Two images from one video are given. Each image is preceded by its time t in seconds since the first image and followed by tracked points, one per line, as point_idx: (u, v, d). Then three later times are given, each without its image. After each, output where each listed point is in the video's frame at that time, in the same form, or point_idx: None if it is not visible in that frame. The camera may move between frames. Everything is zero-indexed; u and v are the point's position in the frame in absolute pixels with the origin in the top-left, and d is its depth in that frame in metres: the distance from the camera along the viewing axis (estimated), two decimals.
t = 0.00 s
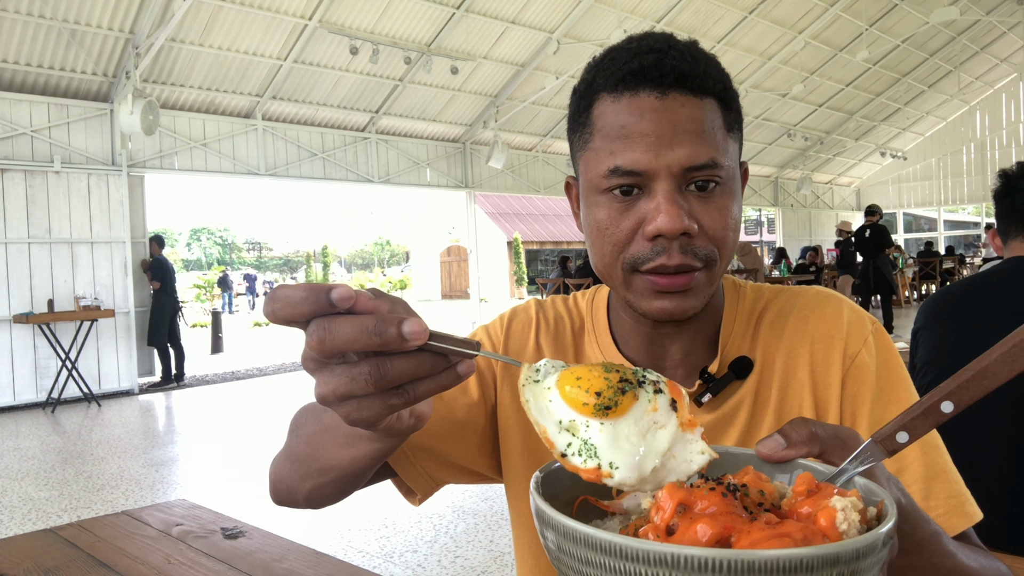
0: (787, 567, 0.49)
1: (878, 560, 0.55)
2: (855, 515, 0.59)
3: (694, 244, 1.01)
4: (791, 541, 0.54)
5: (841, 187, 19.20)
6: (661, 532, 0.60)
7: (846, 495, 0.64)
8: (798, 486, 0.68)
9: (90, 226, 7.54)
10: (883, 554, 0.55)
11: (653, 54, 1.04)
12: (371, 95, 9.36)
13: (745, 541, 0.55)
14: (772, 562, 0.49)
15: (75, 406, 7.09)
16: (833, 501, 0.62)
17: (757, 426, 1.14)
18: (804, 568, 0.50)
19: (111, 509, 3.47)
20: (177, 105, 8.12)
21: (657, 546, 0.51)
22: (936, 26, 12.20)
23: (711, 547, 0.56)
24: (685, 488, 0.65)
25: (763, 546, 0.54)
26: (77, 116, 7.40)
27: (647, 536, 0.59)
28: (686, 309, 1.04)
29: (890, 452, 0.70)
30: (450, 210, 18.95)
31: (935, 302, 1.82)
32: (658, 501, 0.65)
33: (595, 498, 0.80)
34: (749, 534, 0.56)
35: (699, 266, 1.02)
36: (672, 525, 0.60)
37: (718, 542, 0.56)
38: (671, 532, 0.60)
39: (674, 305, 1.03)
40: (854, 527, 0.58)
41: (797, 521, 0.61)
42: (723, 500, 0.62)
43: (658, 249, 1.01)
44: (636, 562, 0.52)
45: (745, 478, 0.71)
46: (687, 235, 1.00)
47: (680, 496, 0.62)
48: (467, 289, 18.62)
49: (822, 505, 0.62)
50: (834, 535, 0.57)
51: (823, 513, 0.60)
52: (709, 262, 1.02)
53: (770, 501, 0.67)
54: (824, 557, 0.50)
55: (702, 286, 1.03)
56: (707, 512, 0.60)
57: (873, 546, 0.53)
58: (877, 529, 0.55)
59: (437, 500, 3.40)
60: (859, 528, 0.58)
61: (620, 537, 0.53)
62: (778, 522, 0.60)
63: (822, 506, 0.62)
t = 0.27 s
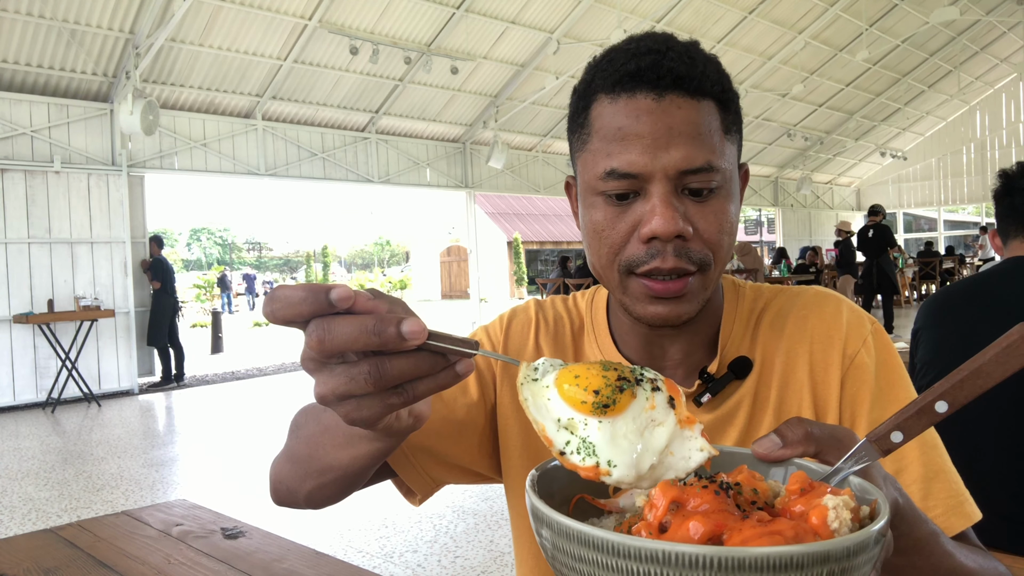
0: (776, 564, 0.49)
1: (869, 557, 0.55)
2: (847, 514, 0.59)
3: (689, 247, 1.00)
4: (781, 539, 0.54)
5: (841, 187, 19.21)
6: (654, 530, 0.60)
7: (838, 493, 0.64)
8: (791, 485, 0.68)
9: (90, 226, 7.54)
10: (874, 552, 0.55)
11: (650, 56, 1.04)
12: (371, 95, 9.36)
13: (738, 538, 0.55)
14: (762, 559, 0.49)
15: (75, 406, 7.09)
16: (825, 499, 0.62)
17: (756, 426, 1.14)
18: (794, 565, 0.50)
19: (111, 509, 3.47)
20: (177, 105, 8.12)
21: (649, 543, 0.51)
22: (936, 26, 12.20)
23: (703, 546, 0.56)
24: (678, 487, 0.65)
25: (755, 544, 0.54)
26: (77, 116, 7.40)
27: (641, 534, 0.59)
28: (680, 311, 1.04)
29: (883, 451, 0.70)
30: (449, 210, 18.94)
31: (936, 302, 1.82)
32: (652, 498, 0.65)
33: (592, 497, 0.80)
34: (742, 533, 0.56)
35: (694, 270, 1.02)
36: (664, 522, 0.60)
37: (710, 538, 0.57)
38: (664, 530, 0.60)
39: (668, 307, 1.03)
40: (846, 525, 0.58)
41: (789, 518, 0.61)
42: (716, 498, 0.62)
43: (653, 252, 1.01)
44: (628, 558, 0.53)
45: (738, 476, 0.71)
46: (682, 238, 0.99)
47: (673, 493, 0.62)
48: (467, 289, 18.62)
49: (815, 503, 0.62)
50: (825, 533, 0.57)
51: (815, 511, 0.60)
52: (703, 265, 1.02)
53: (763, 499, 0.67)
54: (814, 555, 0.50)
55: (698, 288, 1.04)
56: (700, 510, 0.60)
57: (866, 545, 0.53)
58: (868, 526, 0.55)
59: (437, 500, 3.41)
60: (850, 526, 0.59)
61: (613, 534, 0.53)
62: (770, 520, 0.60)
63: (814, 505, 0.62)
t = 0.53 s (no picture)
0: (768, 559, 0.50)
1: (863, 553, 0.55)
2: (841, 509, 0.59)
3: (686, 247, 1.00)
4: (774, 533, 0.54)
5: (841, 187, 19.21)
6: (649, 523, 0.59)
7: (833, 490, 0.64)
8: (786, 481, 0.68)
9: (89, 226, 7.53)
10: (868, 548, 0.55)
11: (648, 57, 1.05)
12: (371, 95, 9.36)
13: (731, 533, 0.55)
14: (754, 553, 0.49)
15: (75, 406, 7.10)
16: (819, 495, 0.61)
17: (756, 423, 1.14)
18: (786, 560, 0.50)
19: (111, 509, 3.47)
20: (177, 105, 8.12)
21: (645, 536, 0.51)
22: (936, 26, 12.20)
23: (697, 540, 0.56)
24: (673, 481, 0.64)
25: (749, 538, 0.54)
26: (77, 116, 7.40)
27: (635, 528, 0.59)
28: (678, 310, 1.04)
29: (880, 447, 0.70)
30: (449, 210, 18.94)
31: (935, 302, 1.82)
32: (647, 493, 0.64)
33: (589, 493, 0.80)
34: (737, 527, 0.55)
35: (692, 269, 1.02)
36: (658, 516, 0.60)
37: (703, 534, 0.56)
38: (659, 524, 0.59)
39: (667, 305, 1.04)
40: (838, 520, 0.58)
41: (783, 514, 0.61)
42: (711, 495, 0.61)
43: (651, 251, 1.00)
44: (622, 553, 0.53)
45: (735, 472, 0.71)
46: (679, 238, 0.99)
47: (667, 489, 0.61)
48: (467, 289, 18.62)
49: (809, 499, 0.62)
50: (819, 528, 0.57)
51: (809, 506, 0.60)
52: (701, 265, 1.02)
53: (758, 496, 0.66)
54: (808, 549, 0.50)
55: (695, 287, 1.04)
56: (694, 505, 0.59)
57: (860, 539, 0.53)
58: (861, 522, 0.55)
59: (437, 500, 3.40)
60: (845, 522, 0.58)
61: (608, 527, 0.54)
62: (763, 515, 0.60)
63: (809, 500, 0.62)
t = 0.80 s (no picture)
0: (762, 546, 0.50)
1: (858, 544, 0.55)
2: (835, 500, 0.59)
3: (681, 244, 1.00)
4: (769, 523, 0.54)
5: (841, 187, 19.21)
6: (645, 514, 0.59)
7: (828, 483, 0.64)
8: (781, 473, 0.67)
9: (90, 226, 7.54)
10: (862, 539, 0.55)
11: (646, 55, 1.05)
12: (371, 95, 9.36)
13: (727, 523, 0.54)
14: (748, 542, 0.49)
15: (75, 406, 7.10)
16: (814, 486, 0.61)
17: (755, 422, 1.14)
18: (780, 549, 0.50)
19: (111, 509, 3.47)
20: (177, 105, 8.12)
21: (640, 526, 0.52)
22: (936, 27, 12.20)
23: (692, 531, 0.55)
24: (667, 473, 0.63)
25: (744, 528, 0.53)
26: (77, 116, 7.40)
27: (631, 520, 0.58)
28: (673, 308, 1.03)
29: (876, 442, 0.70)
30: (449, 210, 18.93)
31: (936, 302, 1.82)
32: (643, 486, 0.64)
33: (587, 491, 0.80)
34: (731, 517, 0.55)
35: (688, 266, 1.01)
36: (654, 508, 0.59)
37: (698, 524, 0.56)
38: (654, 515, 0.59)
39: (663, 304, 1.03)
40: (833, 510, 0.57)
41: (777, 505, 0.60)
42: (706, 483, 0.60)
43: (646, 248, 1.00)
44: (616, 541, 0.53)
45: (730, 466, 0.70)
46: (675, 235, 0.99)
47: (663, 479, 0.61)
48: (467, 289, 18.61)
49: (803, 490, 0.61)
50: (814, 519, 0.57)
51: (804, 497, 0.59)
52: (697, 262, 1.02)
53: (754, 488, 0.66)
54: (802, 538, 0.50)
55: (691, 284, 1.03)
56: (690, 495, 0.58)
57: (857, 529, 0.53)
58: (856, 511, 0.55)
59: (437, 500, 3.40)
60: (839, 512, 0.58)
61: (605, 518, 0.54)
62: (758, 506, 0.59)
63: (803, 491, 0.61)
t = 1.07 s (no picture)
0: (748, 544, 0.50)
1: (850, 542, 0.55)
2: (826, 497, 0.58)
3: (679, 245, 1.00)
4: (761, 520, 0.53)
5: (841, 187, 19.21)
6: (638, 512, 0.59)
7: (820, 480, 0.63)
8: (774, 471, 0.67)
9: (90, 226, 7.53)
10: (854, 536, 0.55)
11: (642, 54, 1.04)
12: (371, 95, 9.36)
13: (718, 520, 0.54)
14: (736, 539, 0.49)
15: (75, 406, 7.10)
16: (804, 484, 0.60)
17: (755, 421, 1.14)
18: (770, 546, 0.50)
19: (111, 509, 3.47)
20: (177, 105, 8.12)
21: (633, 523, 0.52)
22: (936, 27, 12.20)
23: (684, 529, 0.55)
24: (661, 472, 0.63)
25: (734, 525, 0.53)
26: (77, 116, 7.40)
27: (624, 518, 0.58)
28: (672, 308, 1.03)
29: (871, 440, 0.71)
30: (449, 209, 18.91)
31: (936, 302, 1.82)
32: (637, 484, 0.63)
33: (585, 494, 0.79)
34: (723, 514, 0.55)
35: (686, 267, 1.01)
36: (647, 505, 0.59)
37: (691, 522, 0.55)
38: (647, 513, 0.59)
39: (661, 304, 1.03)
40: (824, 507, 0.57)
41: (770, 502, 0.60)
42: (699, 482, 0.59)
43: (645, 248, 1.00)
44: (610, 540, 0.53)
45: (723, 463, 0.70)
46: (673, 235, 0.99)
47: (656, 479, 0.60)
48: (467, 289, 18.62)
49: (795, 489, 0.61)
50: (805, 516, 0.56)
51: (794, 495, 0.59)
52: (697, 263, 1.01)
53: (748, 486, 0.66)
54: (792, 534, 0.50)
55: (692, 285, 1.03)
56: (682, 494, 0.58)
57: (849, 526, 0.53)
58: (848, 508, 0.55)
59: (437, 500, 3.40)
60: (831, 509, 0.57)
61: (598, 515, 0.54)
62: (750, 503, 0.59)
63: (795, 489, 0.60)
